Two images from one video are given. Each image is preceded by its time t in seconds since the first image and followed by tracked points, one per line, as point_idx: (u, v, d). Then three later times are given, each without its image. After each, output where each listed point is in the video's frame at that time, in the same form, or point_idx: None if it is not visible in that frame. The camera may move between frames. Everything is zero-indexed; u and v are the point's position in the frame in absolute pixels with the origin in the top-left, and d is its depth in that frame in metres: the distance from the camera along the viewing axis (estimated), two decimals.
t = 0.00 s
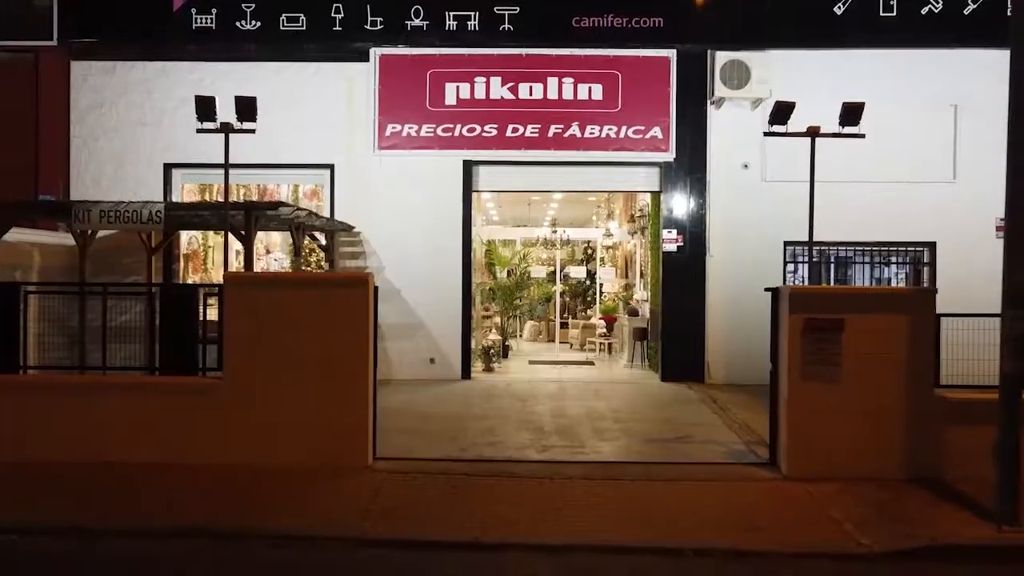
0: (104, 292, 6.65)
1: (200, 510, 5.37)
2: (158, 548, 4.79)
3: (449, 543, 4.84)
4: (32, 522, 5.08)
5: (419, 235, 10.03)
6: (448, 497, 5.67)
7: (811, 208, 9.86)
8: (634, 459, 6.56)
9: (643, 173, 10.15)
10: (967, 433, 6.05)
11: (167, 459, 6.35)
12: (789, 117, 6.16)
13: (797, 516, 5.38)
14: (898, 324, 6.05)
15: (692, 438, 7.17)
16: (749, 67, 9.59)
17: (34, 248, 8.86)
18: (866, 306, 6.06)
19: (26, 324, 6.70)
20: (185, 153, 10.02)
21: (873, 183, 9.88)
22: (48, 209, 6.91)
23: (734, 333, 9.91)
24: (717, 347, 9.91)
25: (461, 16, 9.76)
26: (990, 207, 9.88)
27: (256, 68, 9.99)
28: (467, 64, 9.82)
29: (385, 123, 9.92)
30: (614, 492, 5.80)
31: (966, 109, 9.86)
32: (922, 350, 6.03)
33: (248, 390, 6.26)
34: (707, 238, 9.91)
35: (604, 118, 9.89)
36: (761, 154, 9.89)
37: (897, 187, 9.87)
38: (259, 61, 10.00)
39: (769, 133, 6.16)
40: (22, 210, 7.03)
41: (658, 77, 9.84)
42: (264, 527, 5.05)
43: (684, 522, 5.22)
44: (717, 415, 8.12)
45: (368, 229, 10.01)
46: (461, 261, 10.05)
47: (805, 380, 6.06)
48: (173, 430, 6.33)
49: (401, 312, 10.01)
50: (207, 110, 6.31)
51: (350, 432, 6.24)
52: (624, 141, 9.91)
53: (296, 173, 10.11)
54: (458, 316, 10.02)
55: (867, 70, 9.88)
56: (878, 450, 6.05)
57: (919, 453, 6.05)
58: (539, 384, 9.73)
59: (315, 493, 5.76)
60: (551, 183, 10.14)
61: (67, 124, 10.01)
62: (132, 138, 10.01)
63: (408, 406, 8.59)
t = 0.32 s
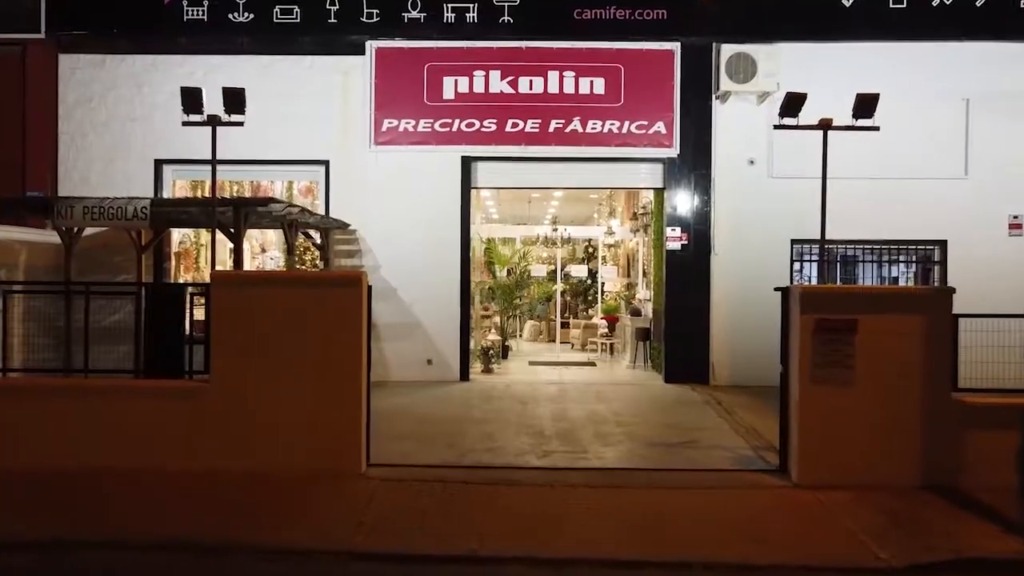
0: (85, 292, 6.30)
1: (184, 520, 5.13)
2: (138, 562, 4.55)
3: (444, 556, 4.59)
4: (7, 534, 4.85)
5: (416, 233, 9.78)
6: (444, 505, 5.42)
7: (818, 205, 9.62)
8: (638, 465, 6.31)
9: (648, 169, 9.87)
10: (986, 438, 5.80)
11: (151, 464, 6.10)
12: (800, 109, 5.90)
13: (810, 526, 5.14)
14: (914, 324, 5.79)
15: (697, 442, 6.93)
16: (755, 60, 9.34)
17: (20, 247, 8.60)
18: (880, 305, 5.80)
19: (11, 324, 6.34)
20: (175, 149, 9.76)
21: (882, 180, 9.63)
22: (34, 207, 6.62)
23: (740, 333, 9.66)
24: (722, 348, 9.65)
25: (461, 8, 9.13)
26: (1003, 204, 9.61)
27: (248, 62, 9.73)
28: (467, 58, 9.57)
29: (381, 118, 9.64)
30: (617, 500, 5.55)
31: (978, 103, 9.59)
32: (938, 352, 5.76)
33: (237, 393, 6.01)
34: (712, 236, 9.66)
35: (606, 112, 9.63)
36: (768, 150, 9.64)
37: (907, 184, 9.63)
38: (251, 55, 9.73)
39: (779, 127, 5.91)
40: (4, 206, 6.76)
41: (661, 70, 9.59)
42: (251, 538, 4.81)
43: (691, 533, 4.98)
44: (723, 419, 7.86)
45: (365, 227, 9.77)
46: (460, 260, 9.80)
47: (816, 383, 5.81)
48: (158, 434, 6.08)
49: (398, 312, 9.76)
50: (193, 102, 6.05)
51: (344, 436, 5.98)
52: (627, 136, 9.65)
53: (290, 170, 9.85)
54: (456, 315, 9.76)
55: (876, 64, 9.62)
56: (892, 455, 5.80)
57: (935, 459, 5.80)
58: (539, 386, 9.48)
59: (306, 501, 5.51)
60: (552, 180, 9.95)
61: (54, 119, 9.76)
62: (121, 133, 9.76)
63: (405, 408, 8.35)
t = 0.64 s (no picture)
0: (60, 291, 5.98)
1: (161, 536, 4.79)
2: None
3: None
4: None
5: (412, 231, 9.43)
6: (439, 520, 5.08)
7: (829, 202, 9.28)
8: (645, 475, 5.97)
9: (653, 165, 9.50)
10: (1016, 447, 5.46)
11: (129, 475, 5.76)
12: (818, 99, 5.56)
13: (830, 541, 4.80)
14: (939, 327, 5.45)
15: (707, 450, 6.59)
16: (763, 51, 9.00)
17: None
18: (902, 306, 5.46)
19: None
20: (162, 144, 9.43)
21: (896, 176, 9.29)
22: (14, 202, 6.33)
23: (748, 335, 9.31)
24: (730, 350, 9.31)
25: None
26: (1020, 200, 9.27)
27: (238, 53, 9.40)
28: (465, 49, 9.26)
29: (376, 112, 9.34)
30: (623, 513, 5.22)
31: (995, 96, 9.25)
32: (965, 356, 5.43)
33: (220, 400, 5.67)
34: (719, 234, 9.31)
35: (610, 106, 9.29)
36: (778, 145, 9.29)
37: (921, 180, 9.29)
38: (241, 46, 9.40)
39: (795, 117, 5.58)
40: None
41: (667, 62, 9.25)
42: (231, 557, 4.48)
43: (704, 550, 4.64)
44: (732, 425, 7.52)
45: (359, 225, 9.42)
46: (458, 259, 9.45)
47: (834, 389, 5.47)
48: (135, 443, 5.74)
49: (394, 312, 9.42)
50: (173, 91, 5.73)
51: (334, 445, 5.65)
52: (631, 130, 9.30)
53: (282, 166, 9.53)
54: (454, 316, 9.42)
55: (889, 54, 9.28)
56: (916, 466, 5.46)
57: (962, 470, 5.46)
58: (539, 389, 9.12)
59: (294, 514, 5.18)
60: (555, 176, 9.55)
61: (37, 112, 9.42)
62: (107, 127, 9.43)
63: (400, 413, 7.99)
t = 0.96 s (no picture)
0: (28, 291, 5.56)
1: (132, 554, 4.41)
2: None
3: None
4: None
5: (409, 228, 9.06)
6: (435, 536, 4.71)
7: (844, 198, 8.90)
8: (655, 487, 5.60)
9: (660, 159, 9.12)
10: None
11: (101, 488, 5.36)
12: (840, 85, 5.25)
13: (858, 560, 4.42)
14: (971, 330, 5.08)
15: (719, 460, 6.22)
16: (775, 41, 8.62)
17: None
18: (931, 308, 5.10)
19: None
20: (149, 136, 9.06)
21: (913, 170, 8.92)
22: None
23: (758, 337, 8.94)
24: (739, 352, 8.95)
25: None
26: None
27: (227, 43, 9.04)
28: (464, 38, 8.88)
29: (371, 104, 8.96)
30: (633, 529, 4.85)
31: (1016, 87, 8.88)
32: (999, 361, 5.06)
33: (200, 407, 5.27)
34: (728, 230, 8.94)
35: (614, 98, 8.92)
36: (789, 138, 8.92)
37: (939, 175, 8.92)
38: (231, 36, 9.04)
39: (815, 104, 5.25)
40: None
41: (674, 52, 8.88)
42: None
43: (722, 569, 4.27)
44: (744, 431, 7.16)
45: (353, 222, 9.05)
46: (456, 258, 9.07)
47: (859, 396, 5.10)
48: (108, 454, 5.33)
49: (389, 313, 9.05)
50: (151, 78, 5.38)
51: (323, 458, 5.26)
52: (636, 123, 8.94)
53: (273, 160, 9.15)
54: (451, 316, 9.05)
55: (906, 44, 8.91)
56: (946, 478, 5.09)
57: (996, 483, 5.09)
58: (541, 393, 8.76)
59: (278, 531, 4.80)
60: (558, 172, 9.11)
61: (19, 104, 9.06)
62: (91, 119, 9.06)
63: (396, 419, 7.62)
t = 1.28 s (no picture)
0: None
1: None
2: None
3: None
4: None
5: (405, 225, 8.60)
6: (429, 561, 4.26)
7: (864, 194, 8.45)
8: (669, 504, 5.15)
9: (670, 152, 8.66)
10: None
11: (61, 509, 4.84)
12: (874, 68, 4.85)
13: None
14: (1019, 335, 4.63)
15: (738, 474, 5.77)
16: (792, 26, 8.14)
17: None
18: (977, 310, 4.64)
19: None
20: (133, 128, 8.62)
21: (937, 164, 8.46)
22: None
23: (772, 340, 8.49)
24: (753, 356, 8.50)
25: None
26: None
27: (215, 30, 8.59)
28: (462, 25, 8.44)
29: (365, 94, 8.53)
30: (648, 553, 4.40)
31: None
32: None
33: (171, 420, 4.75)
34: (742, 228, 8.49)
35: (621, 88, 8.46)
36: (807, 130, 8.46)
37: (965, 169, 8.46)
38: (218, 23, 8.59)
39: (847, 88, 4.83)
40: None
41: (684, 39, 8.43)
42: None
43: None
44: (761, 441, 6.71)
45: (346, 219, 8.59)
46: (455, 256, 8.61)
47: (894, 407, 4.65)
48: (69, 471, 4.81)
49: (385, 314, 8.59)
50: (121, 59, 4.93)
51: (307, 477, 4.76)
52: (645, 114, 8.48)
53: (263, 153, 8.71)
54: (450, 318, 8.60)
55: (931, 31, 8.44)
56: (991, 498, 4.64)
57: None
58: (544, 399, 8.30)
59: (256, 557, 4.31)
60: (562, 165, 8.65)
61: None
62: (70, 111, 8.61)
63: (390, 427, 7.17)
